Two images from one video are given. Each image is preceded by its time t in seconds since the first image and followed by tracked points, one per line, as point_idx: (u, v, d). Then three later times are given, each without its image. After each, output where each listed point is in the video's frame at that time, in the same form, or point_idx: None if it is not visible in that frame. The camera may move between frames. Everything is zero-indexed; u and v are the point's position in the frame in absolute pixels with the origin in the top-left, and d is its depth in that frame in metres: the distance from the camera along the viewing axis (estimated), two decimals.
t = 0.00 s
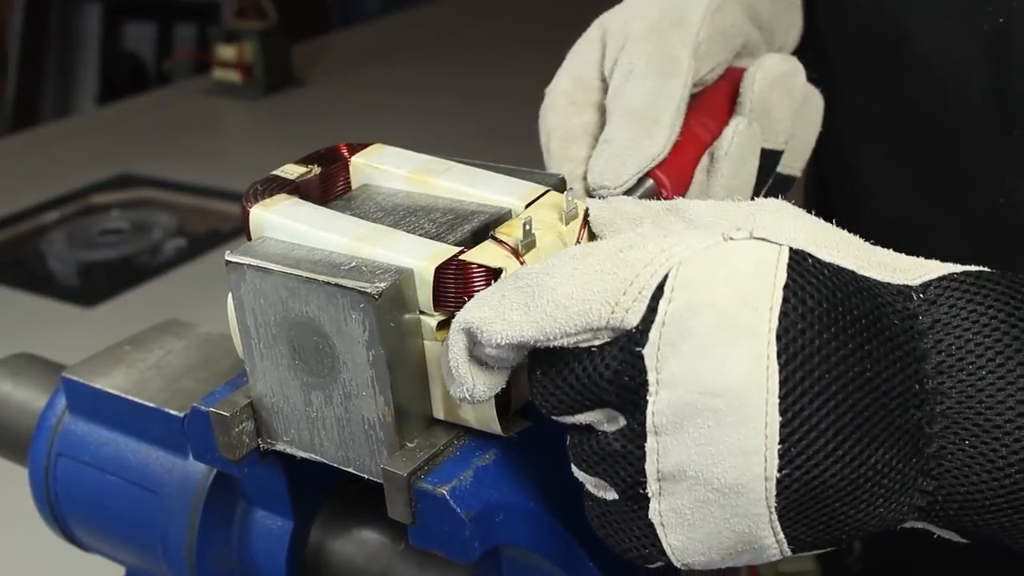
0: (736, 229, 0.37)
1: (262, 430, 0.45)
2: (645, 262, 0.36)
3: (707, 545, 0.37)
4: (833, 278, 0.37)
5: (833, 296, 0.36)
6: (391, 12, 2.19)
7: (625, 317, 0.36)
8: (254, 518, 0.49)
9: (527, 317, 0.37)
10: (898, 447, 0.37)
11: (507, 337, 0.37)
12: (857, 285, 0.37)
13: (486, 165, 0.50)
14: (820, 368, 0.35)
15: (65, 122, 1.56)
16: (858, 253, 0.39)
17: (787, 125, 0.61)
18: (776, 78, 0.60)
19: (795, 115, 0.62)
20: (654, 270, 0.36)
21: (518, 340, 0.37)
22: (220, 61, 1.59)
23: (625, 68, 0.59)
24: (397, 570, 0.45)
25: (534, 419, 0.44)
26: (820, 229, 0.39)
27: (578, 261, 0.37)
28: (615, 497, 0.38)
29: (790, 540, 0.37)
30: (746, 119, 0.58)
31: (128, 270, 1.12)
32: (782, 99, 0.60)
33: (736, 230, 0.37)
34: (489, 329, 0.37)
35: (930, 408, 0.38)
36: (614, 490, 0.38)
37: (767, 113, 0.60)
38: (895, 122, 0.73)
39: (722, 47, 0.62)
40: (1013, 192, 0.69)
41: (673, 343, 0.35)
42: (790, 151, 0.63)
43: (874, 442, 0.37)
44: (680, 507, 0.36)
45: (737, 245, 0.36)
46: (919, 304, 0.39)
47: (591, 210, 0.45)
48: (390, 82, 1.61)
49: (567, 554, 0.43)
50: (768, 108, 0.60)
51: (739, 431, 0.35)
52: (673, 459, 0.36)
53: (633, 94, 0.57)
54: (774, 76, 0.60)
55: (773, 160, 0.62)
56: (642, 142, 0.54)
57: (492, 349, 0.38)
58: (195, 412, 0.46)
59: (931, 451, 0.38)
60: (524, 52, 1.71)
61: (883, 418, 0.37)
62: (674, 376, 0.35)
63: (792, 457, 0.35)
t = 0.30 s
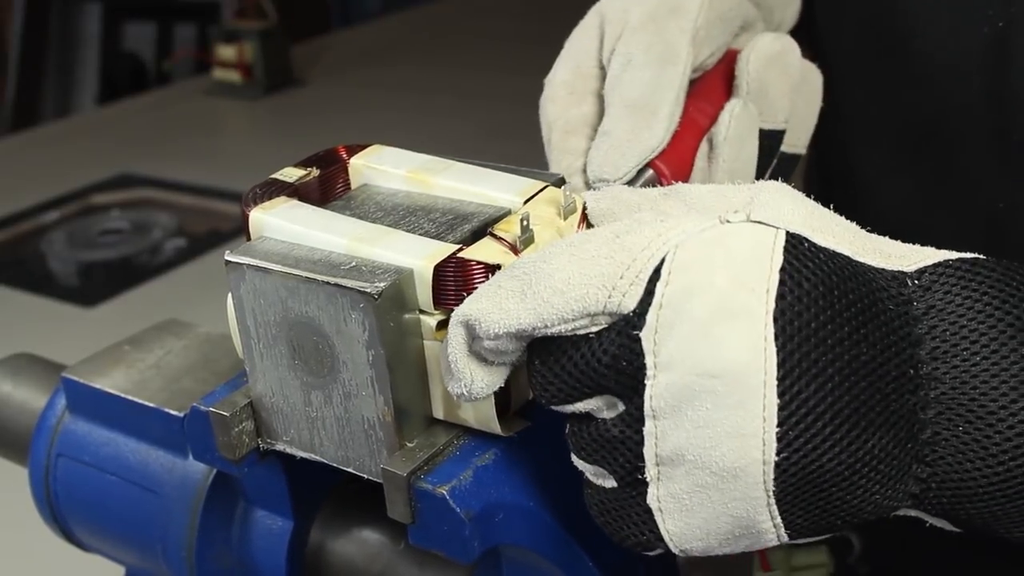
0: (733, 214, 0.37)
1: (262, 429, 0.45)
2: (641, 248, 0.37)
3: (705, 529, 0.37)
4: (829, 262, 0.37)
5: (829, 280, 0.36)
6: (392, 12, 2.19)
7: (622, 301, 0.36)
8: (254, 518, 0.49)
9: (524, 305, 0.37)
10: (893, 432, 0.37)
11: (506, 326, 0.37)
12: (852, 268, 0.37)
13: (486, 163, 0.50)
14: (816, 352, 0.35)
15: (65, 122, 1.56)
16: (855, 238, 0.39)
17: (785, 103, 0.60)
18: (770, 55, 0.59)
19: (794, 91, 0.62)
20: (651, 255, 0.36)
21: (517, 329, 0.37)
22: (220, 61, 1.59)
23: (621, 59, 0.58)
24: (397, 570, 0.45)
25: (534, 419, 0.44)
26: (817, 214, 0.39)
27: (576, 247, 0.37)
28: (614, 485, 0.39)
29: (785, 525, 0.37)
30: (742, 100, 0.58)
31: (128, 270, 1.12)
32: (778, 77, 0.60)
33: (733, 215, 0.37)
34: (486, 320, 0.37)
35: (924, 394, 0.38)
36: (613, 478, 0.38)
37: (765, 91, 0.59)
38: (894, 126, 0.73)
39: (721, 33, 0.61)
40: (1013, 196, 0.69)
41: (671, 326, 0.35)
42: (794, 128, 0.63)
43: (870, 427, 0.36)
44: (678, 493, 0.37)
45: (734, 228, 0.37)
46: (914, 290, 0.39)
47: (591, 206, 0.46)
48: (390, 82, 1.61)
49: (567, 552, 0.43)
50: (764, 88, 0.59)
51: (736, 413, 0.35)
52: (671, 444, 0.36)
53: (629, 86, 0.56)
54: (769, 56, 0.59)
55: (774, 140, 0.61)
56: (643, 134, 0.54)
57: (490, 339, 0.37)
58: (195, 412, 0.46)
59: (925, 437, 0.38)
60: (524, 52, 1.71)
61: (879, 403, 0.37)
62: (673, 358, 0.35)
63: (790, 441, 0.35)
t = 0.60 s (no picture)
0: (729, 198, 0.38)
1: (262, 429, 0.45)
2: (638, 236, 0.37)
3: (707, 512, 0.37)
4: (825, 244, 0.37)
5: (826, 262, 0.36)
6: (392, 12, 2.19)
7: (620, 290, 0.36)
8: (254, 518, 0.49)
9: (522, 296, 0.37)
10: (891, 414, 0.37)
11: (505, 319, 0.37)
12: (849, 250, 0.37)
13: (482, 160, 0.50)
14: (814, 334, 0.35)
15: (65, 122, 1.56)
16: (851, 221, 0.39)
17: (783, 86, 0.59)
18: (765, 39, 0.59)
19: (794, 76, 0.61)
20: (648, 241, 0.37)
21: (516, 321, 0.37)
22: (220, 61, 1.59)
23: (617, 50, 0.58)
24: (396, 570, 0.45)
25: (532, 419, 0.44)
26: (813, 195, 0.39)
27: (572, 237, 0.38)
28: (618, 471, 0.39)
29: (785, 507, 0.37)
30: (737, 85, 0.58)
31: (128, 270, 1.12)
32: (774, 61, 0.59)
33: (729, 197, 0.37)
34: (486, 315, 0.37)
35: (922, 375, 0.38)
36: (616, 463, 0.38)
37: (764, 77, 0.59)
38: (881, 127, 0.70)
39: (716, 20, 0.60)
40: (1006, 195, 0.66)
41: (670, 310, 0.35)
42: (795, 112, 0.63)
43: (868, 408, 0.36)
44: (679, 477, 0.37)
45: (733, 212, 0.37)
46: (910, 272, 0.39)
47: (588, 198, 0.45)
48: (390, 82, 1.61)
49: (568, 552, 0.43)
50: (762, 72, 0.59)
51: (735, 397, 0.35)
52: (672, 428, 0.36)
53: (626, 78, 0.56)
54: (764, 41, 0.59)
55: (773, 124, 0.60)
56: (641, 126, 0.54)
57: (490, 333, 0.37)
58: (194, 412, 0.46)
59: (923, 418, 0.38)
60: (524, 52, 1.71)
61: (878, 384, 0.37)
62: (672, 343, 0.35)
63: (789, 423, 0.35)
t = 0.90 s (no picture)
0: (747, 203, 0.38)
1: (264, 429, 0.45)
2: (656, 234, 0.37)
3: (710, 515, 0.37)
4: (837, 255, 0.37)
5: (838, 272, 0.36)
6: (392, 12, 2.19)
7: (636, 285, 0.36)
8: (255, 518, 0.49)
9: (534, 287, 0.37)
10: (896, 425, 0.37)
11: (516, 306, 0.36)
12: (859, 261, 0.37)
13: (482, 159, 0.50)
14: (825, 341, 0.35)
15: (65, 122, 1.56)
16: (860, 233, 0.39)
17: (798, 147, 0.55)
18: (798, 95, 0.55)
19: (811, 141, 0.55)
20: (666, 239, 0.36)
21: (526, 311, 0.37)
22: (220, 61, 1.59)
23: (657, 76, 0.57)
24: (398, 570, 0.45)
25: (533, 419, 0.44)
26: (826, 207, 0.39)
27: (588, 230, 0.38)
28: (619, 472, 0.38)
29: (787, 514, 0.37)
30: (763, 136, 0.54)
31: (128, 270, 1.12)
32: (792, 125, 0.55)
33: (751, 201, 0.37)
34: (494, 303, 0.36)
35: (928, 388, 0.38)
36: (618, 464, 0.38)
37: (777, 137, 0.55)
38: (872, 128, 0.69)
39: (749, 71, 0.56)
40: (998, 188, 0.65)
41: (682, 312, 0.35)
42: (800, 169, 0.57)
43: (874, 418, 0.37)
44: (685, 479, 0.37)
45: (749, 218, 0.37)
46: (917, 285, 0.39)
47: (594, 199, 0.46)
48: (390, 82, 1.61)
49: (571, 551, 0.43)
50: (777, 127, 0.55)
51: (746, 400, 0.35)
52: (680, 429, 0.36)
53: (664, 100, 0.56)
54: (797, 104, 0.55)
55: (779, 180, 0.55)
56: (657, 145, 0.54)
57: (497, 323, 0.37)
58: (196, 412, 0.46)
59: (928, 431, 0.38)
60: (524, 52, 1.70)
61: (884, 395, 0.37)
62: (684, 342, 0.35)
63: (797, 429, 0.35)
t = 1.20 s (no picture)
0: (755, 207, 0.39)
1: (264, 429, 0.45)
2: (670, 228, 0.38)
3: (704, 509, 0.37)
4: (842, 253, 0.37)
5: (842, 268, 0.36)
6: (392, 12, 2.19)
7: (645, 277, 0.37)
8: (255, 518, 0.49)
9: (541, 274, 0.36)
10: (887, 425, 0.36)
11: (521, 294, 0.36)
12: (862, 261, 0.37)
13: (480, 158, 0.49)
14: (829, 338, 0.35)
15: (65, 122, 1.56)
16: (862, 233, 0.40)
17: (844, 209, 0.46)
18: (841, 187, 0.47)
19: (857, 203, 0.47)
20: (677, 236, 0.37)
21: (530, 299, 0.36)
22: (220, 61, 1.59)
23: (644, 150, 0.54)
24: (398, 570, 0.45)
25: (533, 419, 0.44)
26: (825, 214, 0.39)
27: (598, 221, 0.38)
28: (613, 462, 0.38)
29: (782, 510, 0.37)
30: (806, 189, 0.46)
31: (128, 270, 1.12)
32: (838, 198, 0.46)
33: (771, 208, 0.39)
34: (500, 286, 0.36)
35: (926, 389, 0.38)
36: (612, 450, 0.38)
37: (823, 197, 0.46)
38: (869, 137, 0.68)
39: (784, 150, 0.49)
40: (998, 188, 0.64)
41: (688, 307, 0.36)
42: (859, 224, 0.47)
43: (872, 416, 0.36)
44: (681, 471, 0.37)
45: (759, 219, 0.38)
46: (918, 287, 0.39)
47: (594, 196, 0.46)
48: (390, 81, 1.61)
49: (570, 551, 0.43)
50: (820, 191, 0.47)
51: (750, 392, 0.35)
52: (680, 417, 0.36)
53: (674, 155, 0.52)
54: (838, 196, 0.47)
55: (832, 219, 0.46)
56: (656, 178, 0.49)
57: (502, 312, 0.37)
58: (196, 412, 0.46)
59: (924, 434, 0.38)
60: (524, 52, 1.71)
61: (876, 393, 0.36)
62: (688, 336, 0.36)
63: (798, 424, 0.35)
